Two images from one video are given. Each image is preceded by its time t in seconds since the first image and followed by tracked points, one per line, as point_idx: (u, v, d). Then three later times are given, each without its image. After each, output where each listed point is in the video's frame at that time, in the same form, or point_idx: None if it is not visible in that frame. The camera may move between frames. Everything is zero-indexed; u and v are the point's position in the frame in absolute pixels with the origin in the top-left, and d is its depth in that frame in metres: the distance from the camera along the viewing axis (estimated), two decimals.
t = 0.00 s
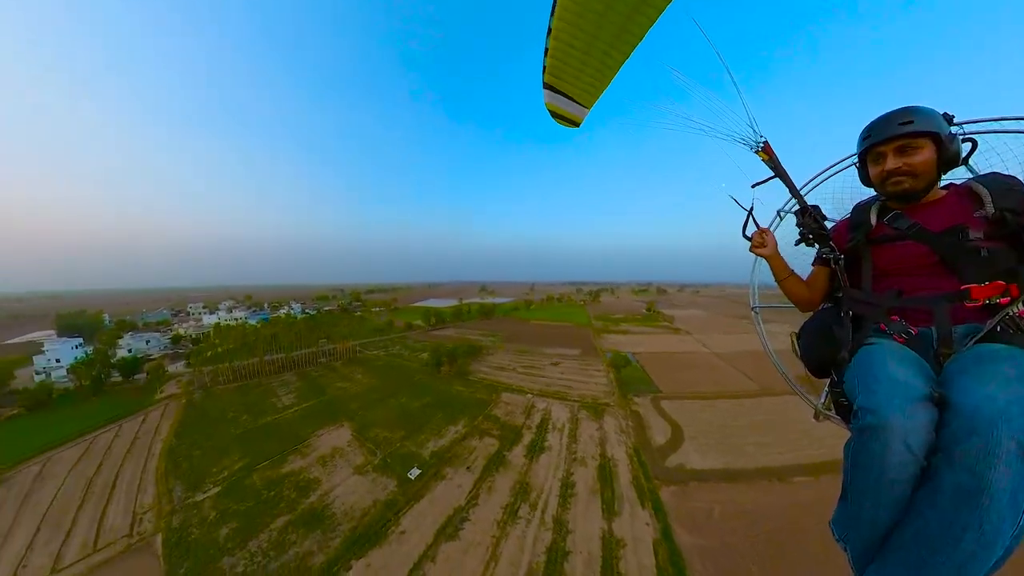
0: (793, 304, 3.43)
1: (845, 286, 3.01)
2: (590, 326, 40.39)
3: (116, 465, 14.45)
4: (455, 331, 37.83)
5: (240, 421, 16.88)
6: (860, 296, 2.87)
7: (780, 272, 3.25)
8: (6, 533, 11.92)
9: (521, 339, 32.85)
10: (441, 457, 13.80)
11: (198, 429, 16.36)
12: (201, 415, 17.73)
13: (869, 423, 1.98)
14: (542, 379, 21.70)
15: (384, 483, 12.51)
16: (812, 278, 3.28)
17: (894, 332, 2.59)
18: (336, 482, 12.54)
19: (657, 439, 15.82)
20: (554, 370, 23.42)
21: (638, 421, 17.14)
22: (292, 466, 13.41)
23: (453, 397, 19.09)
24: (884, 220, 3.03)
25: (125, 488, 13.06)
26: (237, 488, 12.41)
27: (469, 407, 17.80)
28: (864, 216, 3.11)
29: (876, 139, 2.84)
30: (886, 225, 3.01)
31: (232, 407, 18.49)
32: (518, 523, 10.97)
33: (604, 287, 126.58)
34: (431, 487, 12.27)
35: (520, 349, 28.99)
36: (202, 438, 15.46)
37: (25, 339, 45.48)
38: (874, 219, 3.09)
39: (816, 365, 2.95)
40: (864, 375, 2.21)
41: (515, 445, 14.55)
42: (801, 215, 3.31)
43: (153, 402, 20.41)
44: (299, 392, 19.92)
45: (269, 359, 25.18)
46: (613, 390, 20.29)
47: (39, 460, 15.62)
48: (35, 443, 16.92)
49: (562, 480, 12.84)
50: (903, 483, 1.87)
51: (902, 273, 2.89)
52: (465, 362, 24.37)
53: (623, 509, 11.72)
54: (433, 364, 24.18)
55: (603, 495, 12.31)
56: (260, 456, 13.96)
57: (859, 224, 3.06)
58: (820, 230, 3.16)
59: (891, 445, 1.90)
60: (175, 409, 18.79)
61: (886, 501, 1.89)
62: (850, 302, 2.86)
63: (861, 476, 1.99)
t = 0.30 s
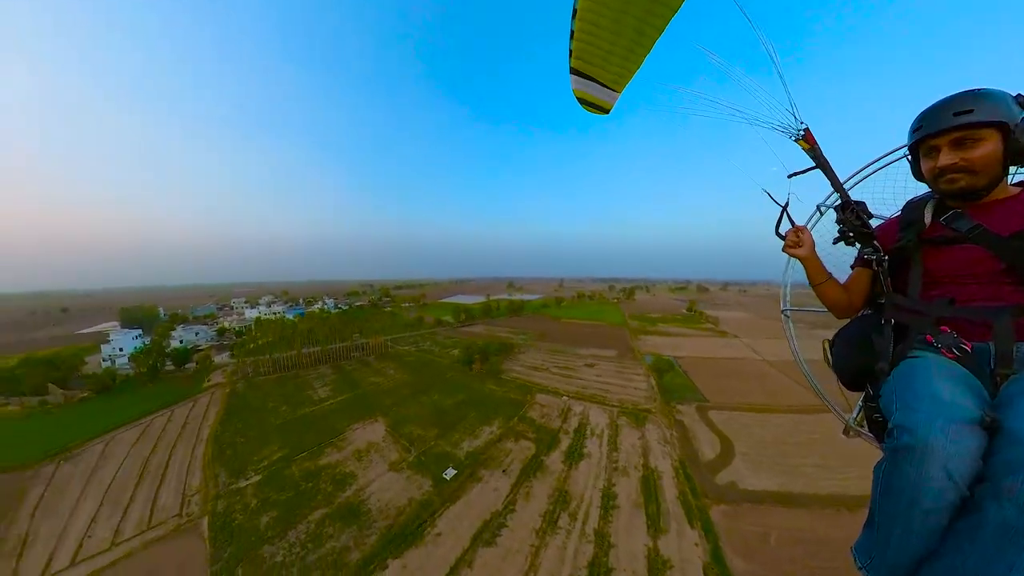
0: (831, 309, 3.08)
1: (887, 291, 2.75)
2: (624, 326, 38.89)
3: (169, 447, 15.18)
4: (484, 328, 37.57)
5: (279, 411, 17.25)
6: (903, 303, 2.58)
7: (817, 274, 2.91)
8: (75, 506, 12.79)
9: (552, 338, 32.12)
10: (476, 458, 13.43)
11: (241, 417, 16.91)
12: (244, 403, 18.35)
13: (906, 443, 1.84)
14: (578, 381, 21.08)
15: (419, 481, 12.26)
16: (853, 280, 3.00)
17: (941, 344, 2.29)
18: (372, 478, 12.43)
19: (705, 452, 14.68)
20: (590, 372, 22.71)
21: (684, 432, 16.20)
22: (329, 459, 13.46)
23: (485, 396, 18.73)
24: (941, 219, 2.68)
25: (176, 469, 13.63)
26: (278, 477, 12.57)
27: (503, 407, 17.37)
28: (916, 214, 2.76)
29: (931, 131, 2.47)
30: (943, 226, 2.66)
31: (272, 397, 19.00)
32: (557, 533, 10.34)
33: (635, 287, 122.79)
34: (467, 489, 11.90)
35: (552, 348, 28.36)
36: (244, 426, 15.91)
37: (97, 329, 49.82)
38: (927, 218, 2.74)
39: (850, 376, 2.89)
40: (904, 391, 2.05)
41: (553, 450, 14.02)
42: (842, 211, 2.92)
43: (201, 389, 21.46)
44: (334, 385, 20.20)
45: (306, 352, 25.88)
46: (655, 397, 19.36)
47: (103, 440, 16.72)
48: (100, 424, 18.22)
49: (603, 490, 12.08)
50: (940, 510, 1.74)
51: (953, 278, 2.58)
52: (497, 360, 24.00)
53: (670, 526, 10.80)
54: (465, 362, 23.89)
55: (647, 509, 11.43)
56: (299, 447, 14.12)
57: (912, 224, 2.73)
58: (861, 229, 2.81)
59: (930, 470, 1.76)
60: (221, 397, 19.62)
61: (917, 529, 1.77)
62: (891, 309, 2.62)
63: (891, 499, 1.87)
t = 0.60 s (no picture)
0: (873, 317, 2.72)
1: (937, 298, 2.27)
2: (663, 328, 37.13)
3: (214, 433, 15.74)
4: (515, 326, 37.10)
5: (315, 403, 17.45)
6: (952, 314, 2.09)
7: (862, 271, 2.54)
8: (130, 484, 13.44)
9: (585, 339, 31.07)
10: (513, 463, 12.93)
11: (280, 407, 17.31)
12: (282, 394, 18.78)
13: (947, 467, 1.62)
14: (616, 386, 20.30)
15: (454, 485, 11.86)
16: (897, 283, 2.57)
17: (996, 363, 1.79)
18: (405, 477, 12.16)
19: (762, 475, 13.33)
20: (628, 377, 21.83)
21: (736, 449, 15.06)
22: (363, 455, 13.35)
23: (521, 397, 18.21)
24: (1011, 217, 2.13)
25: (220, 455, 14.04)
26: (313, 470, 12.54)
27: (538, 411, 16.77)
28: (981, 210, 2.19)
29: (1009, 103, 1.99)
30: (1013, 225, 2.11)
31: (308, 389, 19.30)
32: (600, 552, 9.55)
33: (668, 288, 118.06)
34: (504, 495, 11.40)
35: (587, 349, 27.42)
36: (283, 417, 16.19)
37: (156, 320, 53.74)
38: (997, 214, 2.17)
39: (890, 390, 2.67)
40: (950, 409, 1.74)
41: (593, 461, 13.31)
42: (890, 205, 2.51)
43: (244, 379, 22.31)
44: (367, 380, 20.28)
45: (341, 345, 26.39)
46: (703, 408, 18.17)
47: (156, 423, 17.63)
48: (154, 408, 19.30)
49: (648, 509, 11.11)
50: (982, 545, 1.55)
51: (1021, 288, 2.02)
52: (531, 360, 23.48)
53: (725, 557, 9.69)
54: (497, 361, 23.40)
55: (698, 533, 10.39)
56: (334, 441, 14.12)
57: (971, 220, 2.20)
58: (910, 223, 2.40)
59: (975, 499, 1.54)
60: (262, 387, 20.26)
61: (957, 565, 1.59)
62: (938, 317, 2.16)
63: (927, 529, 1.68)
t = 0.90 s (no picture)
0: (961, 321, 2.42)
1: None
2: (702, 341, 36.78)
3: (253, 422, 16.24)
4: (547, 323, 37.02)
5: (348, 398, 17.54)
6: None
7: (951, 272, 2.29)
8: (176, 467, 14.02)
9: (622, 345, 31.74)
10: (549, 474, 13.00)
11: (315, 399, 17.61)
12: (318, 387, 19.15)
13: None
14: (660, 397, 21.67)
15: (489, 492, 11.71)
16: (997, 284, 2.30)
17: None
18: (437, 480, 11.95)
19: (824, 510, 12.67)
20: (672, 390, 23.09)
21: (800, 474, 15.43)
22: (394, 454, 13.20)
23: (557, 401, 18.63)
24: None
25: (257, 445, 14.38)
26: (345, 467, 12.50)
27: (576, 418, 17.28)
28: None
29: None
30: None
31: (341, 382, 19.55)
32: None
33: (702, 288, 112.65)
34: (541, 508, 11.32)
35: (627, 356, 28.53)
36: (317, 410, 16.41)
37: (206, 311, 57.47)
38: None
39: (973, 420, 2.44)
40: None
41: (636, 476, 13.91)
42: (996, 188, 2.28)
43: (282, 370, 23.09)
44: (399, 376, 20.32)
45: (373, 340, 26.79)
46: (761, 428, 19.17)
47: (201, 409, 18.44)
48: (201, 395, 20.31)
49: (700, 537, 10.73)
50: None
51: None
52: (568, 363, 23.54)
53: None
54: (530, 363, 23.48)
55: (757, 568, 9.76)
56: (367, 438, 14.06)
57: None
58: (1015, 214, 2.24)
59: None
60: (298, 379, 20.81)
61: None
62: None
63: None
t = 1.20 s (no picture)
0: None
1: None
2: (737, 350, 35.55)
3: (280, 416, 16.32)
4: (572, 323, 35.95)
5: (372, 395, 17.28)
6: None
7: None
8: (206, 456, 14.17)
9: (653, 348, 31.22)
10: (581, 487, 12.85)
11: (340, 395, 17.53)
12: (343, 383, 19.13)
13: None
14: (698, 407, 21.75)
15: (517, 503, 11.38)
16: None
17: None
18: (463, 488, 11.60)
19: (866, 547, 13.49)
20: (710, 399, 23.22)
21: (854, 506, 15.94)
22: (418, 457, 12.78)
23: (585, 408, 18.34)
24: None
25: (283, 440, 14.34)
26: (368, 468, 12.17)
27: (607, 426, 17.21)
28: None
29: None
30: None
31: (366, 379, 19.45)
32: None
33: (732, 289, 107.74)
34: (574, 524, 11.09)
35: (659, 360, 28.34)
36: (342, 407, 16.27)
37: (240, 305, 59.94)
38: None
39: None
40: None
41: (675, 494, 14.24)
42: None
43: (308, 365, 23.35)
44: (423, 374, 20.00)
45: (397, 336, 26.77)
46: (812, 447, 19.86)
47: (231, 401, 18.77)
48: (232, 387, 20.75)
49: (748, 565, 11.63)
50: None
51: None
52: (598, 366, 23.05)
53: None
54: (558, 365, 23.09)
55: None
56: (391, 438, 13.72)
57: None
58: None
59: None
60: (324, 374, 20.91)
61: None
62: None
63: None
